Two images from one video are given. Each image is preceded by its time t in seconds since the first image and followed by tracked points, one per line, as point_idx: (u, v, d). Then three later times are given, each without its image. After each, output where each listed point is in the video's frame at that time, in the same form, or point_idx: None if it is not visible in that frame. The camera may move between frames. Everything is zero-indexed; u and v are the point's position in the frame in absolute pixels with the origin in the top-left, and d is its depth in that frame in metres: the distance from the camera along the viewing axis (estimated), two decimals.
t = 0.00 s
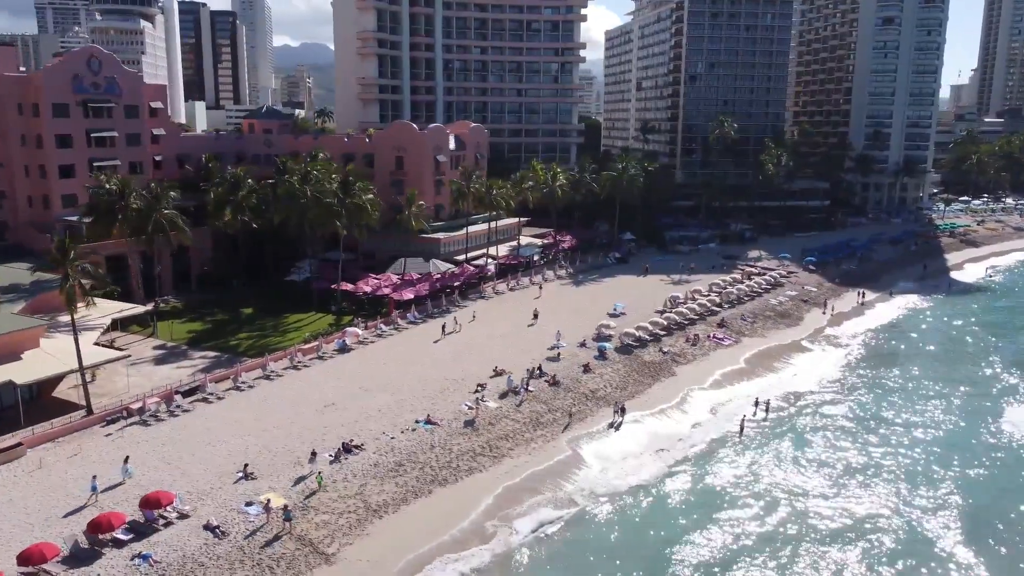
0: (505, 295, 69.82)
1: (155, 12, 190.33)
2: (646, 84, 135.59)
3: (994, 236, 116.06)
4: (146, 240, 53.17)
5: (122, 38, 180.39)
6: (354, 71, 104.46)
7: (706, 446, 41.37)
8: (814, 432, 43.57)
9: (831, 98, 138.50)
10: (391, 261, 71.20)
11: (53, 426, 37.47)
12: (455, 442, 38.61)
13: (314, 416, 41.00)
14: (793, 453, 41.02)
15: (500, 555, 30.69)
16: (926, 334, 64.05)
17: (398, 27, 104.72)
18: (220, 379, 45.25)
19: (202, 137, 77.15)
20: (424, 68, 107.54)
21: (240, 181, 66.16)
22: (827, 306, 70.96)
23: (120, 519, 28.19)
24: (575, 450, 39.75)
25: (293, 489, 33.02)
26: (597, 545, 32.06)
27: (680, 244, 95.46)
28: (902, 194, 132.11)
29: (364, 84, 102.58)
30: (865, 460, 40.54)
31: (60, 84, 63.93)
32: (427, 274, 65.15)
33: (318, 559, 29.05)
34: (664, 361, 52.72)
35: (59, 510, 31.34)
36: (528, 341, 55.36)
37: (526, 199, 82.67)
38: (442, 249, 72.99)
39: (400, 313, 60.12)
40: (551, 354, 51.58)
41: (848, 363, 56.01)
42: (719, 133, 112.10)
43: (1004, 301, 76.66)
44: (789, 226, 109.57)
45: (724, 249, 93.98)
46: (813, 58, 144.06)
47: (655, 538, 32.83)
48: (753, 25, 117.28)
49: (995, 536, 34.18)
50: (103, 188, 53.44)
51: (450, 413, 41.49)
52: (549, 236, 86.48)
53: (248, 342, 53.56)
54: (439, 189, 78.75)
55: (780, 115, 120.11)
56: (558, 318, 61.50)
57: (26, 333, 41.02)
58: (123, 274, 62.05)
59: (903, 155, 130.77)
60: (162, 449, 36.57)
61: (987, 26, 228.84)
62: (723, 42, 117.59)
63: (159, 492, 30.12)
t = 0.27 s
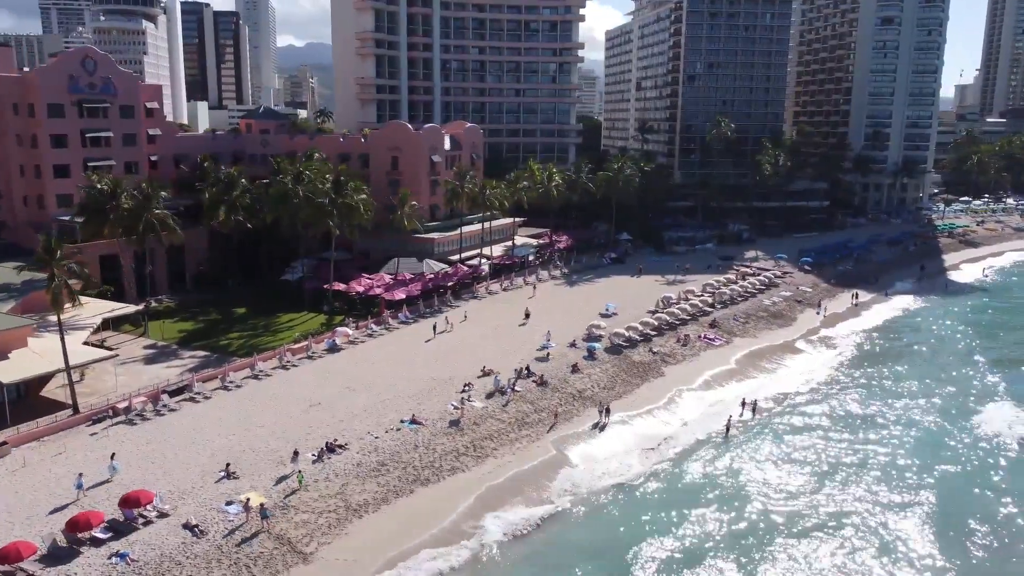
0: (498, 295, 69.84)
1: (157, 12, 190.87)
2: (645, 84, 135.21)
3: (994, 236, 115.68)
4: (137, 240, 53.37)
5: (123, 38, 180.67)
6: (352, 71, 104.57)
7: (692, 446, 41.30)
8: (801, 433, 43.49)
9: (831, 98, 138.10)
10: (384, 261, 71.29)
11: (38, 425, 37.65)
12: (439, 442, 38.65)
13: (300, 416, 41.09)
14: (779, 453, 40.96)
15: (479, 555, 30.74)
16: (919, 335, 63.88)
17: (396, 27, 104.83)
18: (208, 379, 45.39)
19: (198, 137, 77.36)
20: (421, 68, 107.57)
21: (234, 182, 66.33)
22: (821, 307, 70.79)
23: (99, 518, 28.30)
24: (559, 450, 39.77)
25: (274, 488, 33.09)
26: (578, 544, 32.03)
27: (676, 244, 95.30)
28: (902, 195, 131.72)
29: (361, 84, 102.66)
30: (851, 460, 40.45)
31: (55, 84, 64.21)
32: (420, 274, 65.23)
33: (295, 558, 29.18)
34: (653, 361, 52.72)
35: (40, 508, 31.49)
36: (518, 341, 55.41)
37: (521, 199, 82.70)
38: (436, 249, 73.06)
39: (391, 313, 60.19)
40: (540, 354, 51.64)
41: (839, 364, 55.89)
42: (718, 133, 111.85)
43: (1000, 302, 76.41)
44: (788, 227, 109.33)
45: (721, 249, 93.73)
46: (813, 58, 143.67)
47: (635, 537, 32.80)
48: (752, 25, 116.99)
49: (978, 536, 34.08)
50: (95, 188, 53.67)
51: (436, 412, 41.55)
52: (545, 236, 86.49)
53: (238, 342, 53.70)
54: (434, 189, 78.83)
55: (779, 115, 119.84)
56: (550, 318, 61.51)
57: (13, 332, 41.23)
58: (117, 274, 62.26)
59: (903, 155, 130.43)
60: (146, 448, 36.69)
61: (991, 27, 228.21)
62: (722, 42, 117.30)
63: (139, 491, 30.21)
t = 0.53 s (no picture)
0: (487, 295, 69.91)
1: (153, 12, 191.06)
2: (639, 85, 135.23)
3: (987, 236, 115.80)
4: (123, 240, 53.47)
5: (119, 37, 180.65)
6: (344, 71, 104.62)
7: (672, 445, 41.38)
8: (782, 432, 43.55)
9: (825, 98, 138.15)
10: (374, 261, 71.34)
11: (18, 425, 37.73)
12: (419, 442, 38.67)
13: (281, 416, 41.15)
14: (760, 453, 40.99)
15: (454, 554, 30.80)
16: (907, 335, 63.91)
17: (388, 27, 104.90)
18: (191, 378, 45.43)
19: (189, 137, 77.44)
20: (414, 68, 107.61)
21: (223, 182, 66.36)
22: (810, 306, 70.85)
23: (72, 517, 28.37)
24: (540, 449, 39.86)
25: (250, 488, 33.09)
26: (553, 543, 32.09)
27: (668, 244, 95.30)
28: (896, 195, 131.82)
29: (353, 84, 102.69)
30: (832, 459, 40.49)
31: (43, 85, 64.70)
32: (408, 274, 65.28)
33: (268, 557, 29.26)
34: (638, 361, 52.78)
35: (16, 508, 31.55)
36: (503, 341, 55.47)
37: (512, 199, 82.76)
38: (425, 249, 73.15)
39: (378, 313, 60.24)
40: (525, 354, 51.71)
41: (824, 364, 56.00)
42: (711, 134, 111.95)
43: (989, 302, 76.50)
44: (780, 227, 109.35)
45: (712, 250, 93.72)
46: (807, 58, 143.84)
47: (611, 535, 32.85)
48: (745, 25, 117.07)
49: (954, 535, 34.15)
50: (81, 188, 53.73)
51: (417, 412, 41.59)
52: (536, 236, 86.56)
53: (224, 342, 53.75)
54: (424, 189, 78.88)
55: (772, 115, 120.00)
56: (536, 317, 61.56)
57: None
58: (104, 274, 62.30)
59: (897, 156, 130.52)
60: (124, 448, 36.72)
61: (987, 27, 228.58)
62: (715, 42, 117.34)
63: (113, 490, 30.23)
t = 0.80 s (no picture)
0: (481, 295, 69.93)
1: (156, 12, 191.59)
2: (639, 84, 135.02)
3: (988, 237, 115.35)
4: (116, 240, 53.70)
5: (122, 38, 181.20)
6: (343, 71, 104.80)
7: (660, 444, 41.38)
8: (771, 432, 43.49)
9: (826, 98, 137.80)
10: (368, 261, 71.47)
11: (6, 423, 37.92)
12: (404, 442, 38.78)
13: (268, 415, 41.27)
14: (746, 452, 40.95)
15: (434, 554, 30.84)
16: (901, 335, 63.76)
17: (386, 27, 105.10)
18: (181, 378, 45.59)
19: (186, 137, 77.74)
20: (413, 68, 107.75)
21: (218, 182, 66.56)
22: (805, 307, 70.71)
23: (52, 515, 28.51)
24: (526, 449, 39.91)
25: (233, 487, 33.23)
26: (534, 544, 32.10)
27: (666, 244, 95.17)
28: (897, 195, 131.42)
29: (352, 84, 102.87)
30: (819, 459, 40.39)
31: (39, 85, 64.68)
32: (402, 274, 65.39)
33: (248, 556, 29.36)
34: (629, 361, 52.79)
35: None
36: (495, 340, 55.53)
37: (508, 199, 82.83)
38: (421, 249, 73.25)
39: (371, 312, 60.34)
40: (515, 354, 51.76)
41: (816, 364, 55.90)
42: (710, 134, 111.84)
43: (986, 302, 76.26)
44: (779, 227, 109.10)
45: (710, 250, 93.52)
46: (807, 58, 143.50)
47: (593, 535, 32.82)
48: (744, 25, 116.87)
49: (938, 536, 34.04)
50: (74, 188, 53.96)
51: (403, 412, 41.70)
52: (532, 236, 86.60)
53: (217, 341, 53.93)
54: (420, 188, 78.97)
55: (771, 115, 119.77)
56: (529, 317, 61.60)
57: None
58: (99, 273, 62.51)
59: (898, 156, 130.14)
60: (110, 447, 36.86)
61: (991, 27, 227.89)
62: (715, 42, 117.15)
63: (95, 489, 30.34)
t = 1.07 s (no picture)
0: (473, 295, 69.97)
1: (156, 12, 191.89)
2: (637, 84, 134.83)
3: (986, 237, 115.15)
4: (105, 240, 53.87)
5: (122, 37, 181.34)
6: (339, 71, 104.89)
7: (644, 444, 41.41)
8: (756, 432, 43.52)
9: (824, 98, 137.52)
10: (361, 261, 71.52)
11: None
12: (386, 441, 38.86)
13: (253, 415, 41.34)
14: (728, 453, 40.94)
15: (411, 556, 30.86)
16: (892, 335, 63.62)
17: (382, 27, 105.16)
18: (167, 377, 45.67)
19: (180, 137, 77.95)
20: (409, 68, 107.82)
21: (209, 182, 66.68)
22: (797, 307, 70.59)
23: (29, 514, 28.60)
24: (509, 449, 39.93)
25: (212, 486, 33.30)
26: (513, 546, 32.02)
27: (661, 244, 95.07)
28: (895, 195, 131.15)
29: (348, 84, 102.94)
30: (804, 460, 40.36)
31: (31, 85, 65.00)
32: (393, 274, 65.43)
33: (223, 555, 29.43)
34: (616, 361, 52.78)
35: None
36: (483, 340, 55.56)
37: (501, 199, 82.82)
38: (413, 249, 73.30)
39: (361, 312, 60.40)
40: (502, 354, 51.78)
41: (806, 364, 55.83)
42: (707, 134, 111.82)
43: (980, 302, 76.11)
44: (775, 227, 108.91)
45: (705, 250, 93.33)
46: (806, 58, 143.22)
47: (572, 536, 32.84)
48: (742, 25, 116.64)
49: (918, 538, 33.96)
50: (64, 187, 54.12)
51: (387, 412, 41.76)
52: (526, 236, 86.61)
53: (205, 340, 54.04)
54: (413, 188, 79.01)
55: (769, 115, 119.52)
56: (519, 317, 61.61)
57: None
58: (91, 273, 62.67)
59: (896, 156, 129.83)
60: (93, 447, 36.94)
61: (993, 26, 227.50)
62: (712, 42, 116.95)
63: (73, 487, 30.43)
